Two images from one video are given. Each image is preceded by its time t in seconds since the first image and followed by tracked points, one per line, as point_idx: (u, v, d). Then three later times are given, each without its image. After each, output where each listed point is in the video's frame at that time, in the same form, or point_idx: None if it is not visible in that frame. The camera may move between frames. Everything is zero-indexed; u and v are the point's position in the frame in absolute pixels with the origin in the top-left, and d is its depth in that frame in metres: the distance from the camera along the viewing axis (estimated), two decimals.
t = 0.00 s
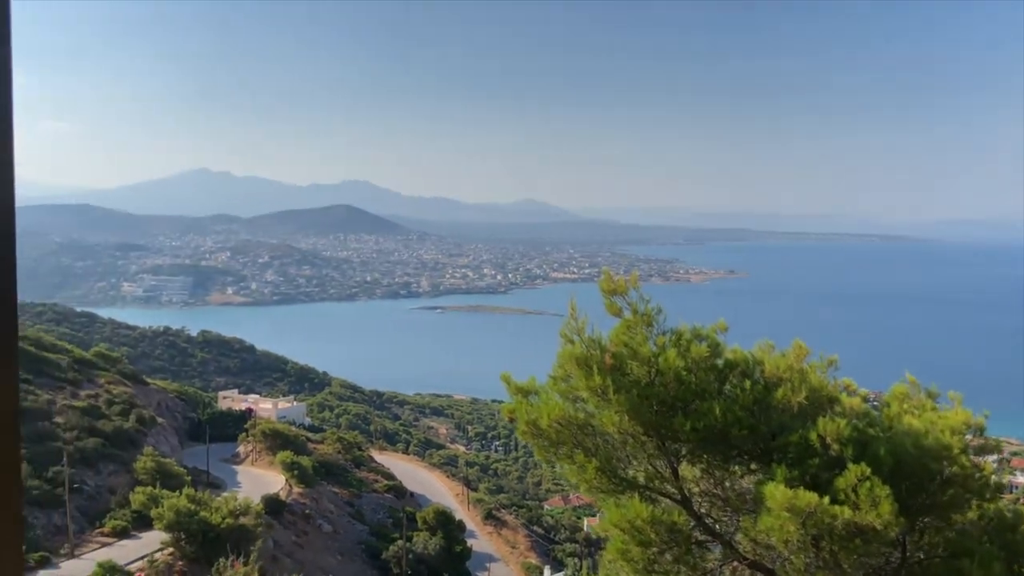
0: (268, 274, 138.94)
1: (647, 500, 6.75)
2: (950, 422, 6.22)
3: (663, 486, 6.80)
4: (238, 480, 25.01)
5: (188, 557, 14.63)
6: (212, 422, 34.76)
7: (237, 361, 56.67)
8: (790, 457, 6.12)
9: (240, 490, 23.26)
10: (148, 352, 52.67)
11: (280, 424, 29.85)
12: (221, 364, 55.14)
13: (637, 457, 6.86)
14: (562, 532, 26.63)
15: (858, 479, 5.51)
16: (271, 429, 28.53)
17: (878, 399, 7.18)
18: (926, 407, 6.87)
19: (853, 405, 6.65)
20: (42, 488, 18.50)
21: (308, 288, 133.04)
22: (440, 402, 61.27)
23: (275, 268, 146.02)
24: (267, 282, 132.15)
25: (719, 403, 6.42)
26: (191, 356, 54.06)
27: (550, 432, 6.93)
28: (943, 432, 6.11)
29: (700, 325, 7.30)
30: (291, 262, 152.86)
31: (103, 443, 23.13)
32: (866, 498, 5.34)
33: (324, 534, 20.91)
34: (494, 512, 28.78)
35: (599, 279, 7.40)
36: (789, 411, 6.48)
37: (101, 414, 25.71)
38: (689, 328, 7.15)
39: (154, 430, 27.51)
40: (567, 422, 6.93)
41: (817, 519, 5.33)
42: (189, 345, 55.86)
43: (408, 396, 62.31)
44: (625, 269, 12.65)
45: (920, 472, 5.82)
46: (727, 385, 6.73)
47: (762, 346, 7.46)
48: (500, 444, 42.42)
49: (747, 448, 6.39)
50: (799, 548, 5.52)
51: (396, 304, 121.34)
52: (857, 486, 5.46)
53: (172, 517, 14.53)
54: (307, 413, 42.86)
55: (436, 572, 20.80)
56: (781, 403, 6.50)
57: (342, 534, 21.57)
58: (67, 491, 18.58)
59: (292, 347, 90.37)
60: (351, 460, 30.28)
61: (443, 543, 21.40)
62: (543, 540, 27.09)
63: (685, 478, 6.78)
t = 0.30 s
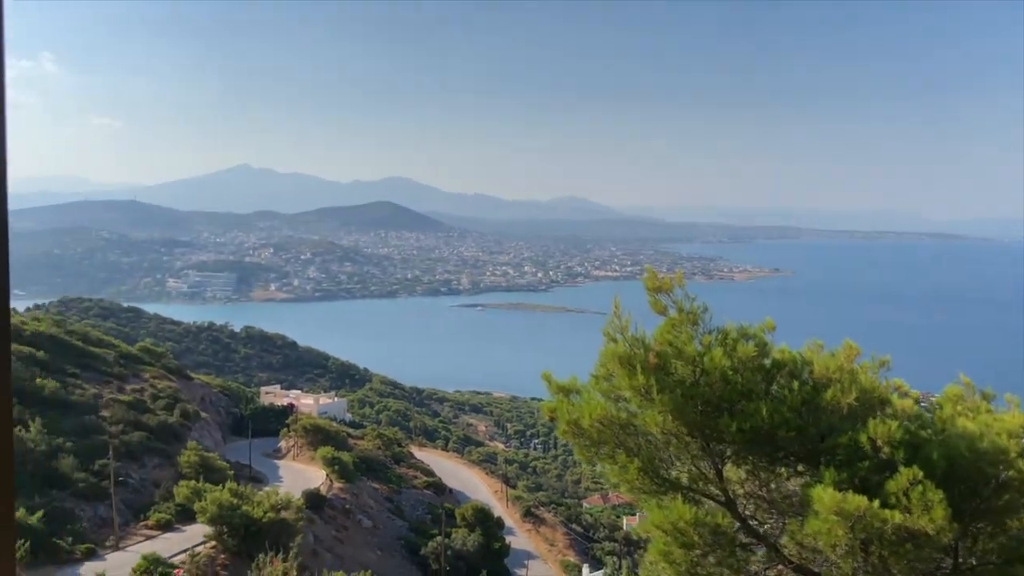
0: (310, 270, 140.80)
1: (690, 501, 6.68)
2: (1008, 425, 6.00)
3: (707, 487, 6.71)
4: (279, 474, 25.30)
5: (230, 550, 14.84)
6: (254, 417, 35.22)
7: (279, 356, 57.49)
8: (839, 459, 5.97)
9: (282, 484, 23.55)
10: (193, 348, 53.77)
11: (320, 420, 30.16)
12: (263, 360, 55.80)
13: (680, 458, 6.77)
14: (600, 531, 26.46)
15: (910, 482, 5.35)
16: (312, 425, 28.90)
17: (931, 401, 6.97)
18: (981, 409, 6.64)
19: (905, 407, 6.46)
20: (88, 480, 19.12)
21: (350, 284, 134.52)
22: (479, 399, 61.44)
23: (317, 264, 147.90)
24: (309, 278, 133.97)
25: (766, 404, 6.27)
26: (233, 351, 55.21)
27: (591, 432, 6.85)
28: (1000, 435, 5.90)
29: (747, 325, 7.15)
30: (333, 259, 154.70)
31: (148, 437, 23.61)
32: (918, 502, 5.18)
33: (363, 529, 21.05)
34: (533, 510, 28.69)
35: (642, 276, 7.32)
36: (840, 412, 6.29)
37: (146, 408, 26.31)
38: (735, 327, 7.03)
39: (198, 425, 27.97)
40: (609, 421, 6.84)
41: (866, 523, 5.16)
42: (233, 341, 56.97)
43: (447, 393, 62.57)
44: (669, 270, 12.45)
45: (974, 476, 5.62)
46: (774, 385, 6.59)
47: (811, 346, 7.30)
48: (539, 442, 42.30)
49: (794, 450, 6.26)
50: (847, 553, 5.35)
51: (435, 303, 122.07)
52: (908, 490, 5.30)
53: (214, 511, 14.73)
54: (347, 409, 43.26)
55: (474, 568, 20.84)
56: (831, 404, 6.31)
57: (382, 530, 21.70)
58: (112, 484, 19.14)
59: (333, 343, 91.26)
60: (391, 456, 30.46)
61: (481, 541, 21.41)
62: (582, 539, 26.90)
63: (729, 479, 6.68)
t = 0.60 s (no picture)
0: (350, 267, 142.39)
1: (734, 502, 6.59)
2: None
3: (750, 489, 6.60)
4: (318, 470, 25.59)
5: (269, 545, 15.04)
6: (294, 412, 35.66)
7: (319, 351, 58.22)
8: (887, 461, 5.82)
9: (321, 479, 23.81)
10: (235, 343, 54.73)
11: (359, 416, 30.44)
12: (303, 356, 56.55)
13: (723, 459, 6.64)
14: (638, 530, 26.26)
15: (962, 485, 5.20)
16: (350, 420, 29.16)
17: (984, 402, 6.77)
18: None
19: (957, 409, 6.28)
20: (131, 474, 19.62)
21: (388, 280, 135.75)
22: (516, 396, 61.57)
23: (357, 261, 149.47)
24: (349, 274, 135.51)
25: (812, 404, 6.13)
26: (274, 347, 56.12)
27: (633, 431, 6.73)
28: None
29: (794, 322, 7.01)
30: (372, 256, 156.24)
31: (190, 431, 23.98)
32: (971, 506, 5.01)
33: (401, 525, 21.16)
34: (570, 508, 28.62)
35: (686, 273, 7.21)
36: (889, 412, 6.13)
37: (188, 403, 26.74)
38: (781, 325, 6.89)
39: (239, 420, 28.30)
40: (651, 421, 6.71)
41: (916, 527, 4.99)
42: (274, 336, 57.88)
43: (485, 391, 62.78)
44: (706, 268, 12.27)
45: None
46: (821, 385, 6.43)
47: (859, 345, 7.15)
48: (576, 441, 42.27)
49: (841, 451, 6.11)
50: (895, 559, 5.18)
51: (472, 300, 122.54)
52: (960, 494, 5.14)
53: (254, 506, 14.91)
54: (386, 405, 43.64)
55: (511, 566, 20.88)
56: (881, 404, 6.15)
57: (419, 526, 21.79)
58: (154, 478, 19.55)
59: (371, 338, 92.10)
60: (429, 452, 30.61)
61: (518, 538, 21.40)
62: (619, 538, 26.75)
63: (773, 480, 6.56)
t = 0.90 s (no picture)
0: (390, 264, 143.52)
1: (779, 504, 6.49)
2: None
3: (795, 490, 6.49)
4: (356, 464, 25.81)
5: (308, 539, 15.24)
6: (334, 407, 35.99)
7: (358, 347, 58.78)
8: (935, 463, 5.68)
9: (360, 474, 24.02)
10: (276, 339, 55.55)
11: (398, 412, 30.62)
12: (343, 352, 57.14)
13: (767, 459, 6.53)
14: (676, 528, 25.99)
15: (1014, 489, 5.05)
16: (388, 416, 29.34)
17: None
18: None
19: (1009, 410, 6.11)
20: (172, 468, 20.00)
21: (427, 277, 136.49)
22: (554, 393, 61.52)
23: (396, 257, 150.61)
24: (388, 271, 136.61)
25: (858, 405, 5.99)
26: (314, 342, 56.83)
27: (675, 431, 6.64)
28: None
29: (839, 321, 6.88)
30: (411, 252, 157.25)
31: (231, 426, 24.29)
32: None
33: (439, 521, 21.25)
34: (608, 505, 28.44)
35: (730, 270, 7.09)
36: (937, 413, 5.98)
37: (229, 398, 27.10)
38: (827, 324, 6.76)
39: (278, 415, 28.65)
40: (694, 420, 6.63)
41: (966, 531, 4.84)
42: (314, 332, 58.61)
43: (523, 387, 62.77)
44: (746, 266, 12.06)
45: None
46: (867, 385, 6.28)
47: (907, 344, 7.00)
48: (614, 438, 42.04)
49: (888, 452, 5.96)
50: (945, 564, 5.03)
51: (510, 297, 122.70)
52: (1012, 498, 5.00)
53: (294, 500, 15.07)
54: (424, 401, 43.89)
55: (548, 562, 20.83)
56: (929, 404, 6.00)
57: (457, 522, 21.89)
58: (194, 472, 19.90)
59: (410, 335, 92.74)
60: (466, 448, 30.68)
61: (556, 535, 21.35)
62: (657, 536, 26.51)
63: (819, 482, 6.43)
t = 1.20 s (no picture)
0: (430, 261, 144.31)
1: (823, 508, 6.30)
2: None
3: (841, 494, 6.31)
4: (396, 462, 25.95)
5: (347, 537, 15.32)
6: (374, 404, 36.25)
7: (398, 344, 59.16)
8: (985, 468, 5.50)
9: (399, 472, 24.11)
10: (316, 335, 56.21)
11: (437, 409, 30.72)
12: (384, 349, 57.58)
13: (811, 462, 6.35)
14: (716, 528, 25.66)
15: None
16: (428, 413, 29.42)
17: None
18: None
19: None
20: (212, 465, 20.37)
21: (467, 274, 136.97)
22: (593, 391, 61.28)
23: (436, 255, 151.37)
24: (428, 268, 137.39)
25: (906, 408, 5.80)
26: (355, 339, 57.38)
27: (719, 433, 6.49)
28: None
29: (885, 323, 6.71)
30: (451, 250, 157.86)
31: (271, 423, 24.60)
32: None
33: (478, 519, 21.26)
34: (647, 504, 28.17)
35: (775, 270, 6.92)
36: (985, 417, 5.80)
37: (270, 394, 27.45)
38: (873, 326, 6.58)
39: (319, 412, 28.92)
40: (737, 422, 6.45)
41: (1019, 538, 4.64)
42: (355, 329, 59.20)
43: (563, 385, 62.60)
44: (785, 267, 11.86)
45: None
46: (914, 388, 6.07)
47: (953, 346, 6.81)
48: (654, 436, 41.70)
49: (936, 456, 5.75)
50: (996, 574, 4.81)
51: (549, 295, 122.54)
52: None
53: (333, 498, 15.14)
54: (464, 399, 44.03)
55: (588, 561, 20.74)
56: (976, 409, 5.83)
57: (495, 520, 21.88)
58: (234, 469, 20.24)
59: (450, 332, 93.17)
60: (506, 446, 30.67)
61: (595, 534, 21.25)
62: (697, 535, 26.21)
63: (865, 486, 6.24)
